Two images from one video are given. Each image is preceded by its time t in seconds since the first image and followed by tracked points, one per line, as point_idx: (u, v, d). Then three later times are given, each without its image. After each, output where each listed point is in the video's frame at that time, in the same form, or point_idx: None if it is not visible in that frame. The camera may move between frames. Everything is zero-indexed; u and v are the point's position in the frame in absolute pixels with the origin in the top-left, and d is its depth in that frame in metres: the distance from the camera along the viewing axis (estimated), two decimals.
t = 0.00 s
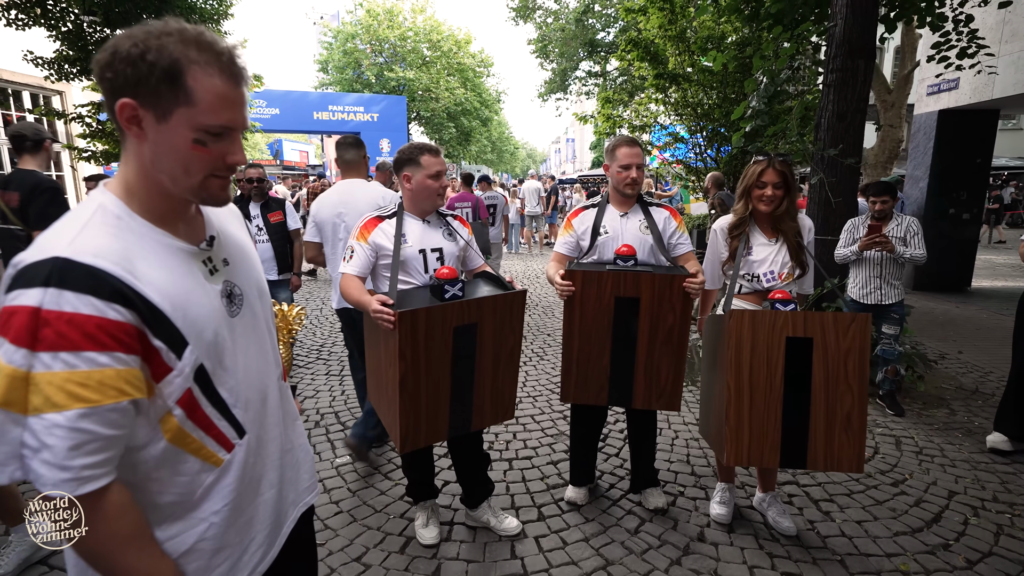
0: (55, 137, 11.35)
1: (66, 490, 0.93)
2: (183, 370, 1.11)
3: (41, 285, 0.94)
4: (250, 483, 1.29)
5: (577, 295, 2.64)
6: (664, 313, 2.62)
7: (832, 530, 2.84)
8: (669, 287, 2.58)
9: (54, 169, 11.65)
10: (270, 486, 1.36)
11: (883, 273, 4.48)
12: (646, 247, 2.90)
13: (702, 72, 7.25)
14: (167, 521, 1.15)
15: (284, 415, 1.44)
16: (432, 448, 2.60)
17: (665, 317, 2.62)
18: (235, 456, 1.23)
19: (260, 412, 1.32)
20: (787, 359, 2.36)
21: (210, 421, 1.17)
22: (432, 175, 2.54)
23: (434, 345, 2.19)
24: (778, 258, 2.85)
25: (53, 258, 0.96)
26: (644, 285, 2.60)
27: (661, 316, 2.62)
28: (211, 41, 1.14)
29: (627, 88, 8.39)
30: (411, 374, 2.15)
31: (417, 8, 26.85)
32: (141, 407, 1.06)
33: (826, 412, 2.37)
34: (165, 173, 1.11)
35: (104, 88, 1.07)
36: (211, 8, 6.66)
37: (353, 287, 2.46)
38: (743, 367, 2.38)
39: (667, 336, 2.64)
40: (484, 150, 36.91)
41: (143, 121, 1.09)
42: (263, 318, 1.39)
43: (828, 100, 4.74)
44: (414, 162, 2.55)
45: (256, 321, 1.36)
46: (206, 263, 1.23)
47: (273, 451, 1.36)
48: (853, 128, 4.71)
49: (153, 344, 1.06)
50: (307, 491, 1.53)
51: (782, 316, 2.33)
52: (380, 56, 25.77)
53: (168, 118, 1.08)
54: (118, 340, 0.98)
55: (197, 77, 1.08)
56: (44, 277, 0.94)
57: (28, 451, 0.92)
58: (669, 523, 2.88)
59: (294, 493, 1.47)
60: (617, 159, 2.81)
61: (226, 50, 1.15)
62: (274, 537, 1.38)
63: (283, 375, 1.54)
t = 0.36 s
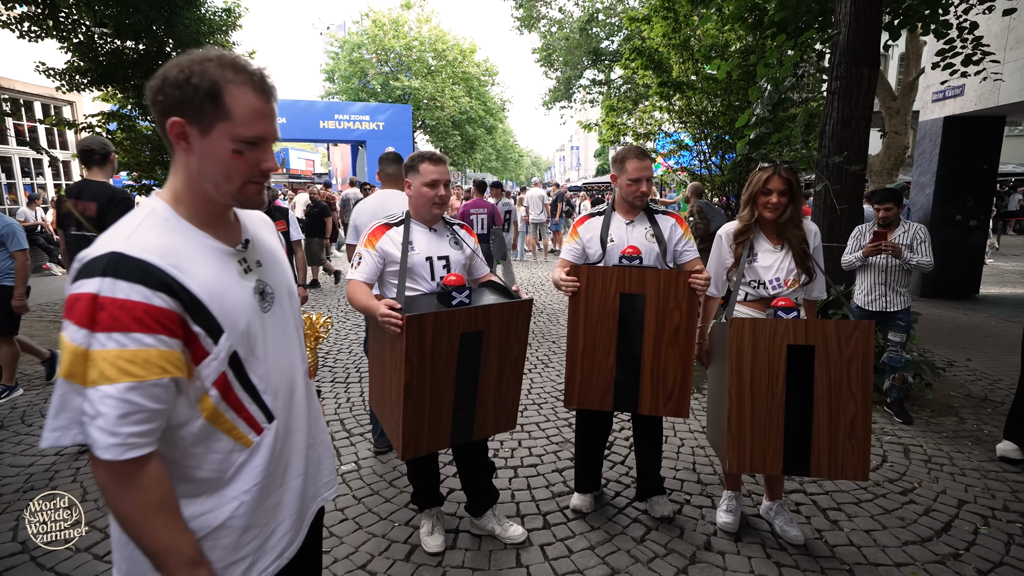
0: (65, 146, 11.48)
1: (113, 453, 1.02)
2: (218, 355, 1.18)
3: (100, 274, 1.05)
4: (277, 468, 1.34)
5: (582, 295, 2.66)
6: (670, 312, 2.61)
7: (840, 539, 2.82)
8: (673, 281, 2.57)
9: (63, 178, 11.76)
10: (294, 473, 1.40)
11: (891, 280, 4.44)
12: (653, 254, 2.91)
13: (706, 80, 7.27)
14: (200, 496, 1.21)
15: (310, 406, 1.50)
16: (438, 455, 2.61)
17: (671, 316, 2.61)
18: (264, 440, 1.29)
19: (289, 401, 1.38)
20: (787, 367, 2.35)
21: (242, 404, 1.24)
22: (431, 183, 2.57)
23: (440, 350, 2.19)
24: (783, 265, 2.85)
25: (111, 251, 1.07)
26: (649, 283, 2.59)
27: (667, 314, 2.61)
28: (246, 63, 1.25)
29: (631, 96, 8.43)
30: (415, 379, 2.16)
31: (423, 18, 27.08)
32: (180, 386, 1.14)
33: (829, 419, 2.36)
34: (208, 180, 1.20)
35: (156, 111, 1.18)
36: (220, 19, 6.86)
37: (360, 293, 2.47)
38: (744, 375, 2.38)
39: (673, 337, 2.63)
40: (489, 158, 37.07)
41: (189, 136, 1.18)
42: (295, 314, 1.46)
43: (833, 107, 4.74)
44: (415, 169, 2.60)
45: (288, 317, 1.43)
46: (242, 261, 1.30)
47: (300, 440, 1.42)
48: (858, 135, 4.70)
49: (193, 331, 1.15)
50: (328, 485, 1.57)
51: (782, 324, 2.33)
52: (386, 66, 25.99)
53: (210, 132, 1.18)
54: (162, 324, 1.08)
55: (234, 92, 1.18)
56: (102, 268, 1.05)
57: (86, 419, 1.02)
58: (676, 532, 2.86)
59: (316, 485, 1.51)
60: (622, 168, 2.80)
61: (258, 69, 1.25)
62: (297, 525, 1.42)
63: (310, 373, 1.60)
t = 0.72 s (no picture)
0: (71, 151, 11.55)
1: (189, 417, 1.16)
2: (267, 339, 1.32)
3: (177, 265, 1.20)
4: (306, 445, 1.46)
5: (583, 302, 2.66)
6: (672, 316, 2.62)
7: (842, 547, 2.80)
8: (675, 286, 2.58)
9: (68, 183, 11.83)
10: (317, 453, 1.50)
11: (893, 287, 4.44)
12: (654, 262, 2.91)
13: (708, 87, 7.29)
14: (243, 464, 1.33)
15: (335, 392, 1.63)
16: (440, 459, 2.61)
17: (673, 320, 2.62)
18: (299, 416, 1.41)
19: (319, 384, 1.51)
20: (791, 372, 2.35)
21: (283, 383, 1.37)
22: (432, 190, 2.58)
23: (438, 354, 2.20)
24: (786, 270, 2.86)
25: (184, 247, 1.22)
26: (650, 284, 2.60)
27: (670, 317, 2.62)
28: (289, 86, 1.40)
29: (633, 102, 8.46)
30: (414, 384, 2.17)
31: (426, 25, 27.24)
32: (237, 363, 1.27)
33: (831, 426, 2.35)
34: (259, 187, 1.36)
35: (215, 129, 1.34)
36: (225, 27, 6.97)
37: (362, 298, 2.48)
38: (747, 380, 2.37)
39: (675, 341, 2.63)
40: (491, 164, 37.15)
41: (243, 149, 1.34)
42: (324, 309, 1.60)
43: (835, 114, 4.75)
44: (415, 175, 2.61)
45: (318, 310, 1.57)
46: (285, 259, 1.46)
47: (325, 423, 1.54)
48: (860, 141, 4.70)
49: (249, 316, 1.28)
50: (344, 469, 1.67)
51: (786, 329, 2.34)
52: (390, 72, 26.13)
53: (260, 145, 1.33)
54: (226, 309, 1.22)
55: (282, 111, 1.33)
56: (179, 261, 1.20)
57: (166, 387, 1.16)
58: (677, 539, 2.85)
59: (332, 466, 1.59)
60: (625, 176, 2.80)
61: (301, 90, 1.40)
62: (315, 501, 1.52)
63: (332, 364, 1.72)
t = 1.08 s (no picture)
0: (72, 155, 11.57)
1: (199, 408, 1.17)
2: (272, 335, 1.32)
3: (187, 265, 1.20)
4: (310, 440, 1.45)
5: (582, 311, 2.65)
6: (671, 330, 2.62)
7: (843, 551, 2.79)
8: (673, 300, 2.57)
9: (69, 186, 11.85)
10: (322, 447, 1.49)
11: (895, 291, 4.44)
12: (653, 264, 2.91)
13: (708, 90, 7.31)
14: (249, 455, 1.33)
15: (340, 390, 1.62)
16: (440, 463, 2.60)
17: (672, 333, 2.62)
18: (303, 410, 1.41)
19: (323, 380, 1.50)
20: (794, 374, 2.34)
21: (288, 378, 1.37)
22: (431, 193, 2.58)
23: (436, 356, 2.20)
24: (787, 272, 2.86)
25: (193, 248, 1.22)
26: (649, 301, 2.60)
27: (667, 333, 2.62)
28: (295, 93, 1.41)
29: (633, 106, 8.47)
30: (411, 387, 2.16)
31: (427, 29, 27.32)
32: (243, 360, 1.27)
33: (836, 427, 2.35)
34: (267, 190, 1.36)
35: (225, 137, 1.35)
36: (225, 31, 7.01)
37: (361, 300, 2.48)
38: (751, 381, 2.37)
39: (674, 353, 2.63)
40: (491, 168, 37.20)
41: (252, 155, 1.34)
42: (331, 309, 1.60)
43: (834, 118, 4.76)
44: (415, 178, 2.62)
45: (323, 309, 1.56)
46: (291, 260, 1.45)
47: (331, 419, 1.53)
48: (859, 145, 4.70)
49: (255, 314, 1.29)
50: (349, 466, 1.65)
51: (789, 330, 2.33)
52: (390, 76, 26.23)
53: (268, 149, 1.33)
54: (233, 306, 1.23)
55: (288, 117, 1.33)
56: (188, 261, 1.21)
57: (177, 380, 1.17)
58: (677, 543, 2.84)
59: (337, 462, 1.58)
60: (624, 179, 2.81)
61: (305, 97, 1.41)
62: (318, 497, 1.50)
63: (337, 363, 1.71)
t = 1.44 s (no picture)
0: (72, 158, 11.56)
1: (159, 413, 1.16)
2: (251, 341, 1.32)
3: (162, 264, 1.21)
4: (292, 452, 1.44)
5: (582, 317, 2.64)
6: (670, 336, 2.61)
7: (844, 554, 2.78)
8: (674, 306, 2.57)
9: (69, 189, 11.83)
10: (305, 460, 1.49)
11: (901, 294, 4.44)
12: (652, 268, 2.91)
13: (707, 93, 7.33)
14: (224, 466, 1.33)
15: (328, 401, 1.60)
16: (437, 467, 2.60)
17: (671, 339, 2.61)
18: (284, 422, 1.40)
19: (308, 391, 1.49)
20: (797, 377, 2.34)
21: (267, 386, 1.36)
22: (430, 197, 2.58)
23: (435, 360, 2.19)
24: (787, 275, 2.86)
25: (171, 246, 1.23)
26: (649, 308, 2.59)
27: (668, 337, 2.61)
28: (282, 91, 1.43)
29: (632, 108, 8.48)
30: (411, 391, 2.16)
31: (427, 32, 27.37)
32: (216, 364, 1.27)
33: (838, 429, 2.34)
34: (258, 188, 1.37)
35: (213, 135, 1.36)
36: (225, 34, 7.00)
37: (359, 304, 2.48)
38: (753, 384, 2.36)
39: (673, 359, 2.63)
40: (491, 170, 37.23)
41: (241, 154, 1.36)
42: (322, 318, 1.59)
43: (833, 120, 4.76)
44: (415, 181, 2.62)
45: (312, 317, 1.55)
46: (280, 265, 1.44)
47: (316, 430, 1.52)
48: (858, 147, 4.71)
49: (232, 318, 1.28)
50: (335, 479, 1.64)
51: (790, 332, 2.33)
52: (390, 79, 26.25)
53: (257, 147, 1.35)
54: (208, 309, 1.22)
55: (276, 113, 1.35)
56: (164, 259, 1.21)
57: (141, 383, 1.17)
58: (678, 546, 2.83)
59: (323, 476, 1.58)
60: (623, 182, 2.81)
61: (292, 95, 1.43)
62: (301, 509, 1.50)
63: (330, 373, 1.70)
